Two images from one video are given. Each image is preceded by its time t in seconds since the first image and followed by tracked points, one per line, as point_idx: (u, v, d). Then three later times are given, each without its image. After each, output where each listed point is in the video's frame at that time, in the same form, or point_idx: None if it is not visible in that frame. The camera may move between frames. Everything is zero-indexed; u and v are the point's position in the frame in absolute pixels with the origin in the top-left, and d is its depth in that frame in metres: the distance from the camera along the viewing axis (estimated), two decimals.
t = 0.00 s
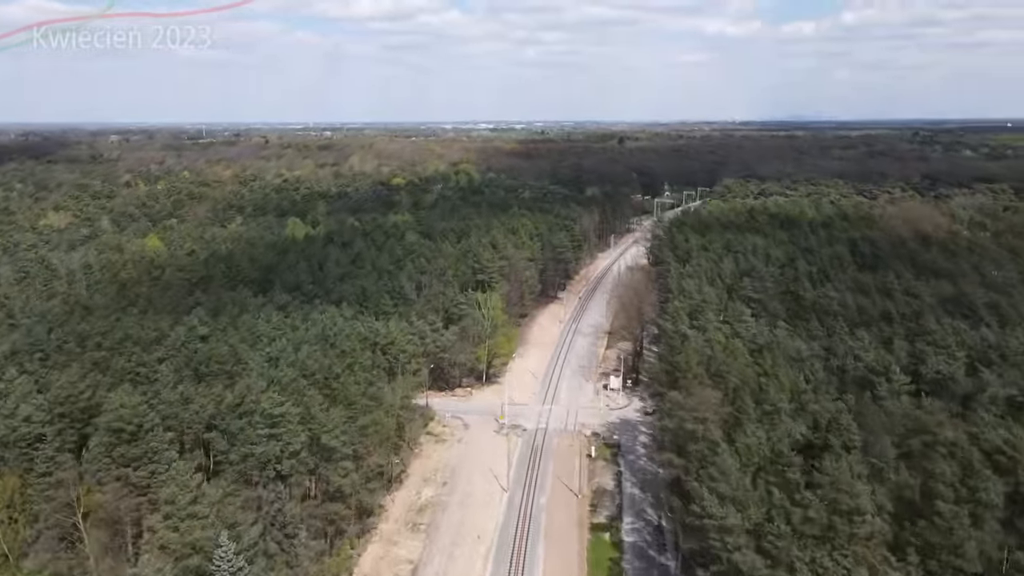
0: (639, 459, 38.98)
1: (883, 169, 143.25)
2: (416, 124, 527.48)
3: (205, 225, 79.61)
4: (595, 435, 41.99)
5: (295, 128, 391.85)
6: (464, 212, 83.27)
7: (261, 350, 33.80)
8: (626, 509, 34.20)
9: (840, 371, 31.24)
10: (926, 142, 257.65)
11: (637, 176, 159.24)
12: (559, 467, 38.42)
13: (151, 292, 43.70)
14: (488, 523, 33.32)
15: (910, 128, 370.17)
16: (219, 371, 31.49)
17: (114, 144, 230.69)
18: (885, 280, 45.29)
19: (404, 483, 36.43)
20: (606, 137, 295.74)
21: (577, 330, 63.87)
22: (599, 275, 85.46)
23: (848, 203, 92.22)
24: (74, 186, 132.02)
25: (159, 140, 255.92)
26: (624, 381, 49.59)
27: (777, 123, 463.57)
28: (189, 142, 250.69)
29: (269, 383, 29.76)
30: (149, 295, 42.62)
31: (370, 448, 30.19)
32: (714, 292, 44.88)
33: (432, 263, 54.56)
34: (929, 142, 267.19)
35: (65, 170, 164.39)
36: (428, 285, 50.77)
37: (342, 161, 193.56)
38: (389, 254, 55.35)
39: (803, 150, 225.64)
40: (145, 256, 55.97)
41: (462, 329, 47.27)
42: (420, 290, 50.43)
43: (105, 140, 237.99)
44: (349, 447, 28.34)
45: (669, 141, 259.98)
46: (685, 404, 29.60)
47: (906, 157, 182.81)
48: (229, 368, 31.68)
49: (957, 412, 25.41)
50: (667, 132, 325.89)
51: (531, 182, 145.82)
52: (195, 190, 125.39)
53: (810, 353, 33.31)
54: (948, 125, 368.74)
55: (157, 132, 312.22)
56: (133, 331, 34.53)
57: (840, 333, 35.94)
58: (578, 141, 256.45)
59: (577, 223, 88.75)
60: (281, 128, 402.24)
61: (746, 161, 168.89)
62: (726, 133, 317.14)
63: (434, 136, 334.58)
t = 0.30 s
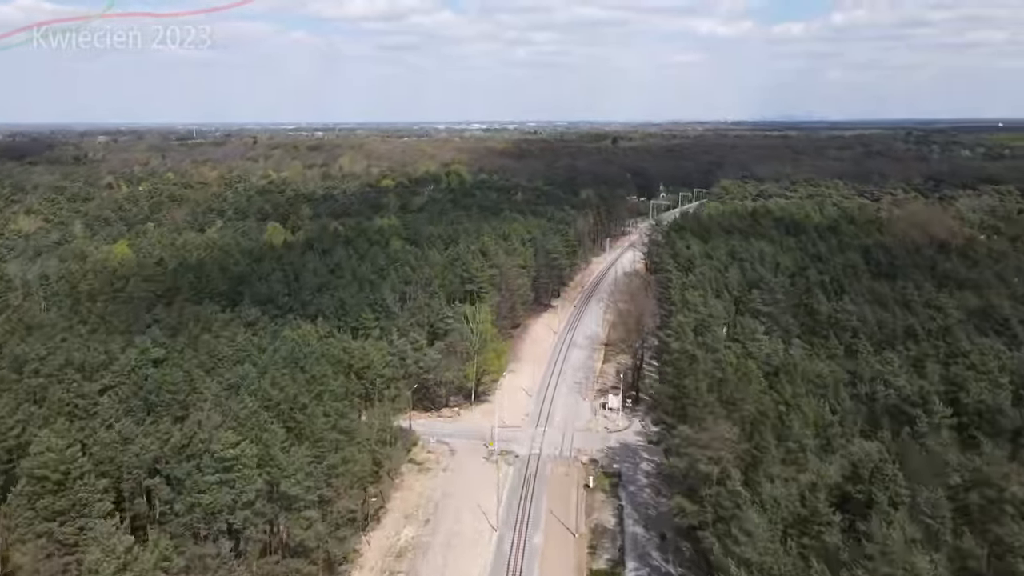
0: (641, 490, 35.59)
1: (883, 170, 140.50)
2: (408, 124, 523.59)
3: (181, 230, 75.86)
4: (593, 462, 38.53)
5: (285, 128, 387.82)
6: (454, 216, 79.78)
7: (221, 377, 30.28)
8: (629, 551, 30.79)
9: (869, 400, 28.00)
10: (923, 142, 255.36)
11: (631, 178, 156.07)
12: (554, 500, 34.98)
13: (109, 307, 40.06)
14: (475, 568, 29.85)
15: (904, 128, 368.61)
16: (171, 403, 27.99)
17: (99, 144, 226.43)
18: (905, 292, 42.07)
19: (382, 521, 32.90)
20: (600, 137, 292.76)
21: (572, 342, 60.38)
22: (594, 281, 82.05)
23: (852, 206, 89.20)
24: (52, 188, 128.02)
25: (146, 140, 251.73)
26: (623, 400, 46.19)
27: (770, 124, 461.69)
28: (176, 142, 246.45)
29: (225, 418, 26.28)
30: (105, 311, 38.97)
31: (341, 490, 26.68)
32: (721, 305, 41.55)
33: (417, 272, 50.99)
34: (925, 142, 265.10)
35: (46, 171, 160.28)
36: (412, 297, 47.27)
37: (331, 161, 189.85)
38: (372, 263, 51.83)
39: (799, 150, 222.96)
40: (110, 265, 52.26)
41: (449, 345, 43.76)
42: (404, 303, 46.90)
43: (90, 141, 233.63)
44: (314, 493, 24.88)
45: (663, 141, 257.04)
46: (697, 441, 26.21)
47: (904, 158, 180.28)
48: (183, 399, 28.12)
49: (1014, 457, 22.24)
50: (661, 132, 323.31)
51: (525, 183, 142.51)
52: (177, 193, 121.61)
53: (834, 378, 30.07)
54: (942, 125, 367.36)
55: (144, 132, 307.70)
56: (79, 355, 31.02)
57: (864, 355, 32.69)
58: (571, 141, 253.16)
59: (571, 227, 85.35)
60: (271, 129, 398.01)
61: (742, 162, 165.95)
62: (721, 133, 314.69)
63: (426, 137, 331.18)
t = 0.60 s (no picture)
0: (643, 530, 32.18)
1: (881, 171, 137.84)
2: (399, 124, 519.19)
3: (151, 236, 71.82)
4: (589, 494, 35.07)
5: (274, 129, 383.19)
6: (441, 220, 76.14)
7: (166, 410, 26.54)
8: None
9: (904, 436, 24.88)
10: (918, 142, 253.27)
11: (625, 179, 152.63)
12: (546, 541, 31.53)
13: (56, 327, 36.29)
14: None
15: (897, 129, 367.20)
16: (106, 443, 24.32)
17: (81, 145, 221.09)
18: (926, 307, 38.93)
19: (354, 569, 29.36)
20: (592, 137, 289.56)
21: (565, 355, 56.88)
22: (588, 288, 78.63)
23: (854, 209, 86.28)
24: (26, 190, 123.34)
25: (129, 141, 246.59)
26: (621, 422, 42.79)
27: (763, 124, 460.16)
28: (160, 143, 241.66)
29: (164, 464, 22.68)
30: (52, 333, 35.22)
31: (298, 548, 23.79)
32: (728, 321, 38.15)
33: (401, 283, 47.55)
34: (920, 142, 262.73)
35: (22, 172, 155.38)
36: (394, 312, 43.69)
37: (318, 162, 185.87)
38: (350, 273, 48.18)
39: (793, 151, 220.39)
40: (66, 275, 48.30)
41: (432, 365, 40.17)
42: (385, 318, 43.33)
43: (72, 142, 228.36)
44: (264, 555, 22.26)
45: (656, 141, 253.96)
46: (711, 489, 23.02)
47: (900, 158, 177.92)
48: (120, 439, 24.54)
49: None
50: (653, 133, 320.56)
51: (516, 185, 138.98)
52: (155, 195, 117.19)
53: (861, 409, 26.97)
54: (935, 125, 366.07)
55: (129, 132, 302.34)
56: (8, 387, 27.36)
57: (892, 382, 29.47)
58: (563, 142, 249.74)
59: (564, 231, 81.98)
60: (260, 129, 393.17)
61: (738, 163, 162.96)
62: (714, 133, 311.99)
63: (417, 138, 328.27)
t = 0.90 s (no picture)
0: None
1: (879, 172, 135.37)
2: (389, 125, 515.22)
3: (120, 243, 68.00)
4: (584, 535, 31.59)
5: (262, 130, 378.76)
6: (427, 226, 72.51)
7: (97, 453, 22.86)
8: None
9: (949, 483, 22.05)
10: (914, 142, 251.18)
11: (618, 181, 149.39)
12: None
13: None
14: None
15: (890, 129, 365.86)
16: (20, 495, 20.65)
17: (62, 146, 216.31)
18: (950, 325, 35.92)
19: None
20: (584, 137, 286.99)
21: (557, 370, 53.42)
22: (581, 296, 75.34)
23: (857, 212, 83.19)
24: None
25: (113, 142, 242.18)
26: (618, 450, 39.47)
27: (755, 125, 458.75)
28: (145, 144, 237.29)
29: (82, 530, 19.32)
30: None
31: None
32: (735, 340, 34.89)
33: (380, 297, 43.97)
34: (915, 143, 260.90)
35: None
36: (371, 331, 40.34)
37: (305, 164, 182.08)
38: (325, 285, 44.69)
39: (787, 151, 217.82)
40: (16, 289, 44.58)
41: (412, 389, 36.68)
42: (361, 336, 39.95)
43: (54, 143, 223.63)
44: None
45: (649, 142, 251.06)
46: (730, 558, 19.94)
47: (896, 159, 175.73)
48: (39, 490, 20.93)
49: None
50: (646, 134, 317.77)
51: (507, 187, 135.63)
52: (132, 199, 113.10)
53: (896, 450, 23.79)
54: (927, 125, 365.37)
55: (114, 133, 297.74)
56: None
57: (926, 416, 26.34)
58: (555, 142, 246.49)
59: (556, 237, 78.57)
60: (248, 129, 388.56)
61: (732, 164, 160.15)
62: (707, 133, 309.76)
63: (407, 138, 324.42)
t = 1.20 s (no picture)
0: None
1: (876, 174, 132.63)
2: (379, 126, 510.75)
3: (83, 252, 63.96)
4: None
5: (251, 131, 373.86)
6: (411, 233, 68.80)
7: None
8: None
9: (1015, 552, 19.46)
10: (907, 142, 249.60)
11: (610, 184, 146.06)
12: None
13: None
14: None
15: (883, 129, 364.51)
16: None
17: (40, 148, 211.13)
18: (980, 346, 32.76)
19: None
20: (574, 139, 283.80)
21: (548, 387, 49.93)
22: (573, 306, 71.87)
23: (860, 217, 80.17)
24: None
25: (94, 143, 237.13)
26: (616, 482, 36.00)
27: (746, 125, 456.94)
28: (127, 145, 232.29)
29: None
30: None
31: None
32: (745, 364, 31.46)
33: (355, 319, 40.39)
34: (908, 142, 258.85)
35: None
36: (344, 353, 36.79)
37: (290, 165, 177.85)
38: (295, 301, 41.04)
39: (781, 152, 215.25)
40: None
41: (387, 418, 33.01)
42: (333, 359, 36.38)
43: (33, 144, 218.50)
44: None
45: (641, 142, 247.98)
46: None
47: (891, 160, 173.24)
48: None
49: None
50: (638, 135, 314.65)
51: (497, 190, 132.01)
52: (106, 202, 108.80)
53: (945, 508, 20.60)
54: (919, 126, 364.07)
55: (96, 134, 292.37)
56: None
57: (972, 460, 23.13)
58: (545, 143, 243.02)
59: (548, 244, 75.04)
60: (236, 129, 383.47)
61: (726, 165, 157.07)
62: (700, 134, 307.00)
63: (396, 139, 320.57)
